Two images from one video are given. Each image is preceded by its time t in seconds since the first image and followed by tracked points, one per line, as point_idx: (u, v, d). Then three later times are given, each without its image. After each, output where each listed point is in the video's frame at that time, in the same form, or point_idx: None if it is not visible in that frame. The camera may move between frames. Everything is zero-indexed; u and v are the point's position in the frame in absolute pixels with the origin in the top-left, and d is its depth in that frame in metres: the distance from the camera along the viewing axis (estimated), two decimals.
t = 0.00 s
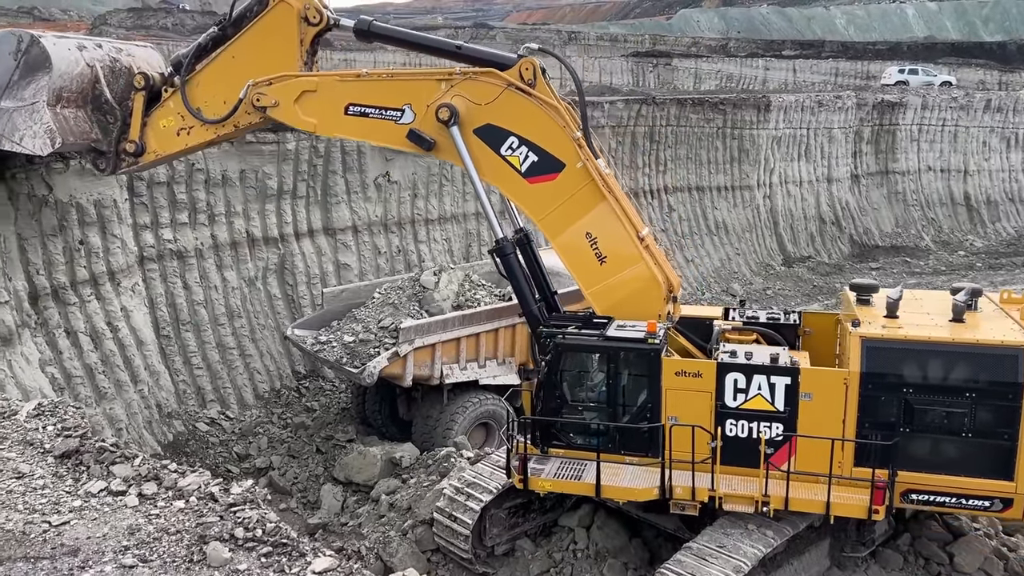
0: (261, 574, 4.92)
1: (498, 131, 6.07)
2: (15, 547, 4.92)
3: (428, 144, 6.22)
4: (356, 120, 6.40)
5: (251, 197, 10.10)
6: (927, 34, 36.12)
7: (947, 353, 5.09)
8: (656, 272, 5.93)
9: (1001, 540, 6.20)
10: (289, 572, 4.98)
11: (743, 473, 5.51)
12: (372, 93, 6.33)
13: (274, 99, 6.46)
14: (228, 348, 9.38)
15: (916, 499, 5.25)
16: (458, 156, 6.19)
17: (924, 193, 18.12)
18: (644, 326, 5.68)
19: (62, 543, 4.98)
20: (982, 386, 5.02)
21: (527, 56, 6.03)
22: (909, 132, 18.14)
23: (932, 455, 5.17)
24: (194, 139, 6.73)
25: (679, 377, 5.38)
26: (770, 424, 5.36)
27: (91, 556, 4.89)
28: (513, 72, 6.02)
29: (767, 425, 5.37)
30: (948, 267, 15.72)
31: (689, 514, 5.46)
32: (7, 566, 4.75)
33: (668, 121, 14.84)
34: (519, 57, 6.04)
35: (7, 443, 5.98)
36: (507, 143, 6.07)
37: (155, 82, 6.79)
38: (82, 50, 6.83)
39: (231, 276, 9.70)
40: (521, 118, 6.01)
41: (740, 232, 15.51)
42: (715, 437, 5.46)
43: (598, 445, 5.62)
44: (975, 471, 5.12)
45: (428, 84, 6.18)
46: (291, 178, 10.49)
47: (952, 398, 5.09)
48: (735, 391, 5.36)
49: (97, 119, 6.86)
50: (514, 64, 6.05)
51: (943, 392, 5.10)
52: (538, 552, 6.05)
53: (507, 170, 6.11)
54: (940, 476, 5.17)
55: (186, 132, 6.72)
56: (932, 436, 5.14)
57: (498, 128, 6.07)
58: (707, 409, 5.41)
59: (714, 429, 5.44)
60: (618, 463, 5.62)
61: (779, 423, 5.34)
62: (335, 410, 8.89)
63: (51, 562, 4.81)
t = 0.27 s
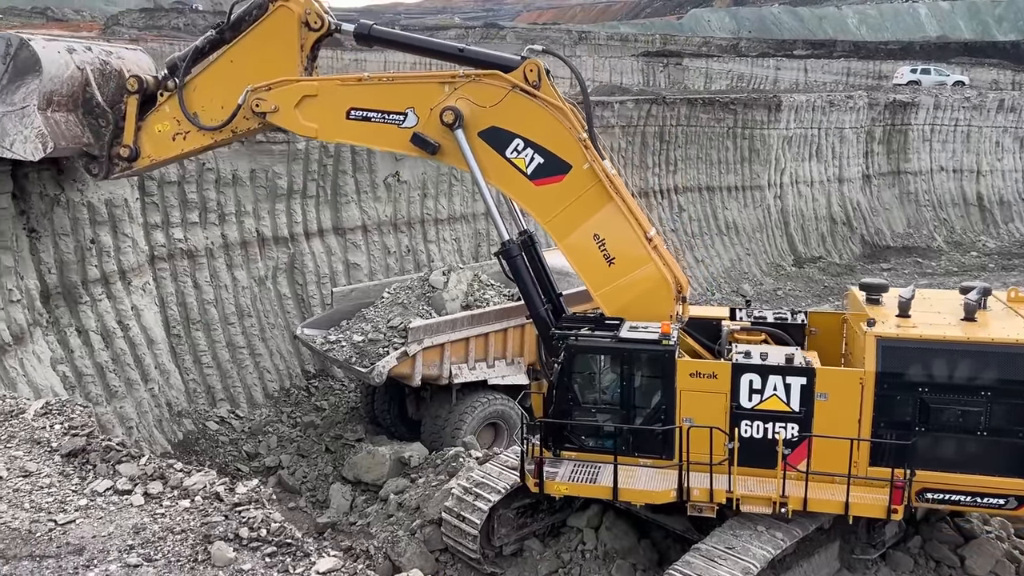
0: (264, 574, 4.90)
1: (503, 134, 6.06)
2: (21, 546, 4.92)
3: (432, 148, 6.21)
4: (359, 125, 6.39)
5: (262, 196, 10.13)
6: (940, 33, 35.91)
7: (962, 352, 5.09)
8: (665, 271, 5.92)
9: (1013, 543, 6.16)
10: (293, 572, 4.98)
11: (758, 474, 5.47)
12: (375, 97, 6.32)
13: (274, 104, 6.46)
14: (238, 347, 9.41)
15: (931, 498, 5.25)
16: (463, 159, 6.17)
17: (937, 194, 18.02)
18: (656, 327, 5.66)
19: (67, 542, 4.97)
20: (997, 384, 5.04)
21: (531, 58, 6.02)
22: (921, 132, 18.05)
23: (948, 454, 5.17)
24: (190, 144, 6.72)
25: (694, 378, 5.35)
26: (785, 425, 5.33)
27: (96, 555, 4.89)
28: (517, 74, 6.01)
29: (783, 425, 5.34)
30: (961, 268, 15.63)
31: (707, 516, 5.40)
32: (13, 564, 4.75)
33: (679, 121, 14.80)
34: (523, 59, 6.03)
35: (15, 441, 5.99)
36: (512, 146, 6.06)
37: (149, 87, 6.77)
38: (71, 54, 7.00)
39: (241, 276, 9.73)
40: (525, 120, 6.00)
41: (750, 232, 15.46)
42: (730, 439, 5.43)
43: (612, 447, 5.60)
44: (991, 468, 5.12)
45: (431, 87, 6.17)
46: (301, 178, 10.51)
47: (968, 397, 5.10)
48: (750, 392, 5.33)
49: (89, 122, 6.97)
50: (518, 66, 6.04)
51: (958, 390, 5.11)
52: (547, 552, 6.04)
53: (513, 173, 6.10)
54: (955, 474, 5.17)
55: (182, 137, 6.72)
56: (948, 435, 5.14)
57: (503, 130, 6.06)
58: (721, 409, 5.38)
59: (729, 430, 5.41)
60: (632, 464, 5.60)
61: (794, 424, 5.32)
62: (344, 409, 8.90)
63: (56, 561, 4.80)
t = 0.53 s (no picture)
0: (267, 574, 4.94)
1: (516, 129, 6.06)
2: (24, 544, 4.90)
3: (444, 142, 6.21)
4: (370, 118, 6.40)
5: (270, 196, 10.15)
6: (950, 32, 35.73)
7: (974, 353, 5.07)
8: (676, 271, 5.90)
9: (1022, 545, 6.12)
10: (295, 571, 4.99)
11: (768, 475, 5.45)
12: (387, 90, 6.32)
13: (285, 95, 6.48)
14: (247, 346, 9.44)
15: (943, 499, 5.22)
16: (475, 154, 6.17)
17: (946, 194, 17.94)
18: (666, 327, 5.64)
19: (70, 540, 4.96)
20: (1009, 385, 5.01)
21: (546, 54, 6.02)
22: (931, 132, 17.97)
23: (960, 456, 5.14)
24: (195, 133, 6.82)
25: (705, 378, 5.34)
26: (797, 425, 5.31)
27: (99, 554, 4.87)
28: (531, 69, 6.01)
29: (794, 426, 5.32)
30: (971, 268, 15.55)
31: (718, 517, 5.38)
32: (16, 563, 4.74)
33: (687, 121, 14.76)
34: (537, 55, 6.03)
35: (19, 440, 6.00)
36: (525, 142, 6.05)
37: (154, 75, 6.89)
38: (69, 43, 7.13)
39: (250, 275, 9.76)
40: (539, 116, 5.99)
41: (759, 232, 15.41)
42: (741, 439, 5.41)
43: (622, 447, 5.59)
44: (1003, 470, 5.09)
45: (444, 82, 6.16)
46: (309, 178, 10.53)
47: (980, 398, 5.07)
48: (761, 392, 5.31)
49: (91, 111, 7.09)
50: (532, 62, 6.03)
51: (971, 392, 5.08)
52: (554, 552, 6.03)
53: (524, 168, 6.09)
54: (968, 476, 5.14)
55: (188, 125, 6.82)
56: (960, 436, 5.12)
57: (515, 126, 6.06)
58: (732, 410, 5.36)
59: (740, 431, 5.38)
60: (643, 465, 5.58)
61: (806, 425, 5.29)
62: (351, 408, 8.91)
63: (58, 559, 4.79)
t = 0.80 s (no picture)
0: (266, 573, 4.92)
1: (526, 125, 6.05)
2: (24, 542, 4.92)
3: (453, 137, 6.21)
4: (379, 112, 6.40)
5: (276, 195, 10.17)
6: (959, 32, 35.57)
7: (982, 354, 5.05)
8: (684, 270, 5.90)
9: None
10: (295, 570, 4.99)
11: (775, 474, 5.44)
12: (397, 84, 6.32)
13: (295, 87, 6.48)
14: (253, 345, 9.46)
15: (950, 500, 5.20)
16: (484, 149, 6.17)
17: (954, 195, 17.89)
18: (674, 325, 5.62)
19: (70, 539, 4.98)
20: (1018, 387, 4.99)
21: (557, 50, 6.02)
22: (939, 133, 17.91)
23: (968, 457, 5.12)
24: (207, 126, 6.79)
25: (712, 377, 5.34)
26: (804, 424, 5.30)
27: (99, 552, 4.88)
28: (542, 66, 6.01)
29: (801, 425, 5.32)
30: (978, 269, 15.49)
31: (724, 515, 5.44)
32: (16, 561, 4.76)
33: (693, 121, 14.74)
34: (549, 51, 6.03)
35: (22, 437, 6.02)
36: (535, 138, 6.05)
37: (162, 69, 6.85)
38: (74, 38, 7.16)
39: (256, 274, 9.78)
40: (549, 112, 6.00)
41: (766, 232, 15.38)
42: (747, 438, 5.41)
43: (628, 445, 5.56)
44: (1011, 472, 5.07)
45: (454, 77, 6.16)
46: (315, 177, 10.55)
47: (989, 399, 5.05)
48: (768, 391, 5.31)
49: (100, 106, 7.11)
50: (544, 58, 6.03)
51: (980, 393, 5.06)
52: (558, 552, 6.03)
53: (534, 164, 6.08)
54: (976, 477, 5.12)
55: (199, 119, 6.78)
56: (967, 437, 5.10)
57: (526, 122, 6.05)
58: (739, 409, 5.36)
59: (747, 430, 5.39)
60: (649, 463, 5.55)
61: (813, 424, 5.29)
62: (357, 407, 8.93)
63: (59, 557, 4.80)
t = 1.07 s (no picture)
0: (265, 572, 4.91)
1: (533, 123, 6.05)
2: (24, 540, 4.93)
3: (460, 134, 6.21)
4: (386, 109, 6.41)
5: (280, 194, 10.18)
6: (965, 33, 35.44)
7: (988, 354, 5.04)
8: (690, 269, 5.89)
9: None
10: (293, 569, 4.99)
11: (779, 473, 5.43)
12: (404, 82, 6.33)
13: (302, 83, 6.46)
14: (257, 344, 9.47)
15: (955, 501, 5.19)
16: (491, 146, 6.17)
17: (960, 195, 17.84)
18: (679, 325, 5.61)
19: (69, 537, 4.99)
20: None
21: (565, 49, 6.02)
22: (944, 133, 17.87)
23: (973, 458, 5.11)
24: (215, 122, 6.73)
25: (717, 376, 5.32)
26: (808, 424, 5.28)
27: (98, 550, 4.89)
28: (549, 64, 6.01)
29: (806, 425, 5.29)
30: (984, 270, 15.44)
31: (728, 513, 5.40)
32: (15, 559, 4.77)
33: (698, 121, 14.73)
34: (556, 49, 6.03)
35: (23, 436, 6.04)
36: (541, 136, 6.04)
37: (168, 65, 6.79)
38: (79, 34, 6.91)
39: (260, 273, 9.80)
40: (556, 110, 5.99)
41: (770, 233, 15.36)
42: (752, 437, 5.39)
43: (632, 443, 5.56)
44: (1015, 473, 5.06)
45: (461, 74, 6.16)
46: (320, 177, 10.56)
47: (994, 400, 5.04)
48: (773, 391, 5.29)
49: (105, 103, 6.92)
50: (551, 56, 6.03)
51: (985, 394, 5.05)
52: (561, 553, 6.02)
53: (540, 162, 6.08)
54: (981, 478, 5.11)
55: (207, 115, 6.72)
56: (973, 438, 5.09)
57: (533, 120, 6.05)
58: (744, 408, 5.34)
59: (751, 429, 5.36)
60: (653, 462, 5.56)
61: (818, 423, 5.27)
62: (361, 407, 8.93)
63: (58, 556, 4.82)
